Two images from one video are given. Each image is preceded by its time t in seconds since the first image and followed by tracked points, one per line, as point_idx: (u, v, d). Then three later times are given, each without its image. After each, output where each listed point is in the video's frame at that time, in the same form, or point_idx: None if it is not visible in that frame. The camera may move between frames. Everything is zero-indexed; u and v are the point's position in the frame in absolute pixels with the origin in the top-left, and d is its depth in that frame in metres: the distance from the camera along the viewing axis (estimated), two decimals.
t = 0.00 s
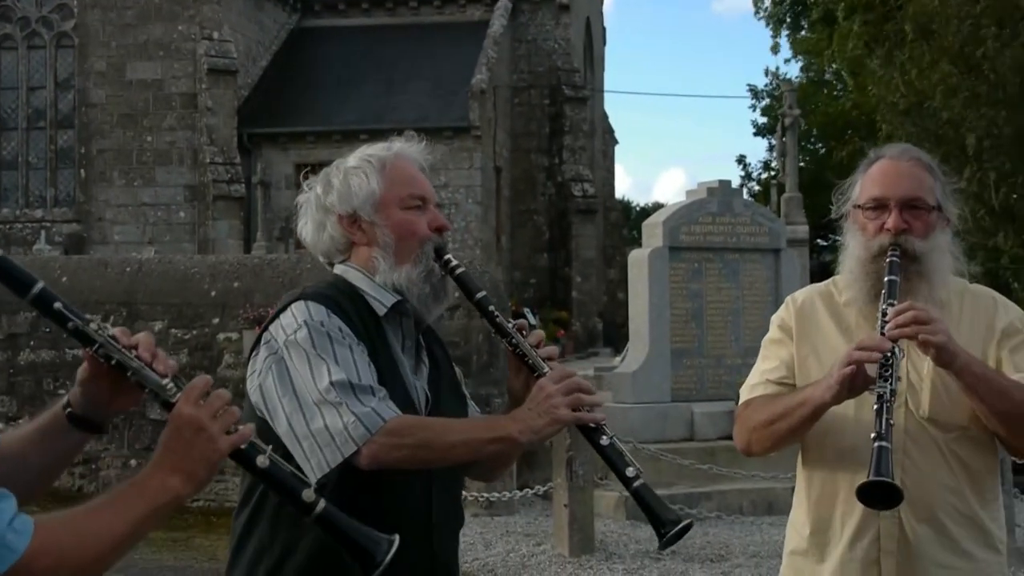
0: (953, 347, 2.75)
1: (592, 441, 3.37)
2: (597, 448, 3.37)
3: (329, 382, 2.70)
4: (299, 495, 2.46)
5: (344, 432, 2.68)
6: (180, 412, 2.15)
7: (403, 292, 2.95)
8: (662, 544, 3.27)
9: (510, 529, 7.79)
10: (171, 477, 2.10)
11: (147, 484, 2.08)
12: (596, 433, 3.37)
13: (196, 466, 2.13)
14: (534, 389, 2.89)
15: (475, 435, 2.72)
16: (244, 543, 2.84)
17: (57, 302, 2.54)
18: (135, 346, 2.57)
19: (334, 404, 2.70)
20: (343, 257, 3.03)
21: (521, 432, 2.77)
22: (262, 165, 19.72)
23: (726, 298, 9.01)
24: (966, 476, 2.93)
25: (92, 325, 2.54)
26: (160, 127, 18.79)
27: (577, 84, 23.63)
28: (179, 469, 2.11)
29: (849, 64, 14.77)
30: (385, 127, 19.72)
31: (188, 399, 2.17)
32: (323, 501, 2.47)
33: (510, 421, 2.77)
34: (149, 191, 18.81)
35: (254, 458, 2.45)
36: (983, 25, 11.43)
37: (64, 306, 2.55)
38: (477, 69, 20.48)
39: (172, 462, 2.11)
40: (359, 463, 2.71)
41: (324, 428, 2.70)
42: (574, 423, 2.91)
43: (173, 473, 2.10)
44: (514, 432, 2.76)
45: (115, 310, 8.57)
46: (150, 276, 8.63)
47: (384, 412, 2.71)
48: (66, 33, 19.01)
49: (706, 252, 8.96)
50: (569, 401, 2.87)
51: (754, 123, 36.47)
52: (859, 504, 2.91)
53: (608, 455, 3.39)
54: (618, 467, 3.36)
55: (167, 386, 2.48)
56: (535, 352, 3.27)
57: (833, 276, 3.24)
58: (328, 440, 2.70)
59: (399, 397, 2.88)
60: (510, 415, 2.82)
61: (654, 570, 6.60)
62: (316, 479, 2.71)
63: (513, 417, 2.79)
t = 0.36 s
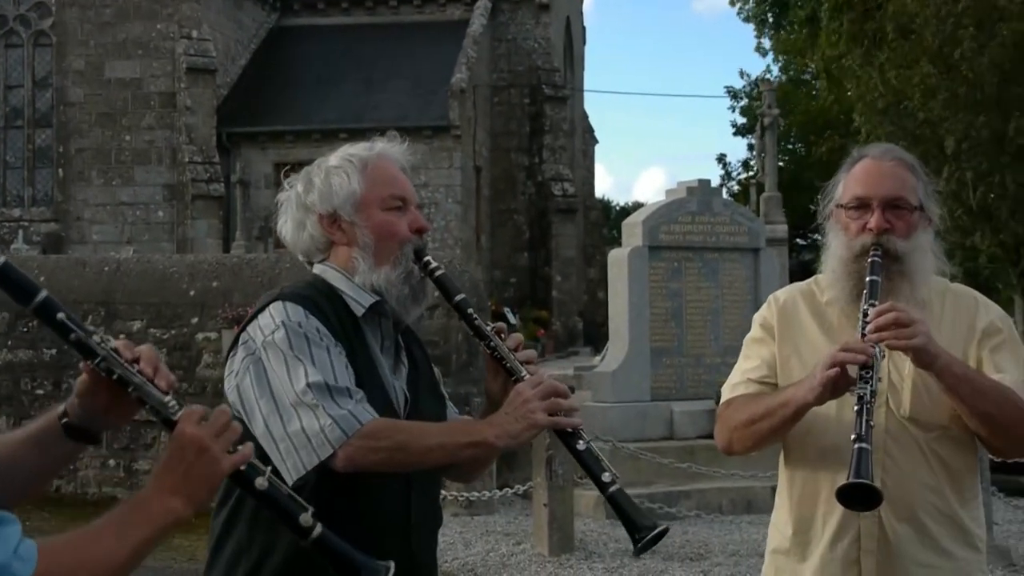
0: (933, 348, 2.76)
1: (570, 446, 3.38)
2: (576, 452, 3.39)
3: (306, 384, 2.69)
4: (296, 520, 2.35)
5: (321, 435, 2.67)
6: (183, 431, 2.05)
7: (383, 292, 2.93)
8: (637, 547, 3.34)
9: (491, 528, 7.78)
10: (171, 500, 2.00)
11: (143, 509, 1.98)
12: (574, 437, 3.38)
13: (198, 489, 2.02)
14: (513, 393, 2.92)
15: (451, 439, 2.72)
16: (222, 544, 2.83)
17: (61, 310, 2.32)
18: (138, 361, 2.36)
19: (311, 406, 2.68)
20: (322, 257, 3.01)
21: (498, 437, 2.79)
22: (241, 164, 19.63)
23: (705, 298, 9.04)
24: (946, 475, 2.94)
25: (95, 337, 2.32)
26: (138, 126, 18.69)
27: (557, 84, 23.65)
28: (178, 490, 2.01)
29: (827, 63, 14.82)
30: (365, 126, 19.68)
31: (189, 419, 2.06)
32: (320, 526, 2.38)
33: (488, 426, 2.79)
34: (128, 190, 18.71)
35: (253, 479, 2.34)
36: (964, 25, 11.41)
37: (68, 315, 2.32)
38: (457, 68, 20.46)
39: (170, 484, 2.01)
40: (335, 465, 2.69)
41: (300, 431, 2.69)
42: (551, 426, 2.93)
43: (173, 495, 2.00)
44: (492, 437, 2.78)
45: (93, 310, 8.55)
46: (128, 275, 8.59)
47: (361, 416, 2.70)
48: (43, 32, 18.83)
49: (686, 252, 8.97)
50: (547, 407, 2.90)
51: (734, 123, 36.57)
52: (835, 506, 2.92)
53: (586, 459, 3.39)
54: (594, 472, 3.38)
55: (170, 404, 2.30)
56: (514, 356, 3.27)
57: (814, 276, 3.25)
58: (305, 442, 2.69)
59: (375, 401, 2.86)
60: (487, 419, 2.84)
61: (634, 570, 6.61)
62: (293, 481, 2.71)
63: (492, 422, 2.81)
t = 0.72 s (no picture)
0: (915, 348, 2.78)
1: (531, 458, 3.28)
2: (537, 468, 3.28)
3: (264, 393, 2.64)
4: (288, 521, 2.29)
5: (279, 445, 2.61)
6: (175, 433, 2.01)
7: (351, 294, 2.88)
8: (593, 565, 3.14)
9: (471, 527, 7.78)
10: (163, 502, 1.97)
11: (134, 513, 1.95)
12: (535, 449, 3.28)
13: (190, 491, 1.99)
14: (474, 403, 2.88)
15: (411, 452, 2.67)
16: (202, 545, 2.79)
17: (51, 311, 2.25)
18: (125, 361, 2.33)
19: (270, 415, 2.63)
20: (296, 257, 2.96)
21: (458, 448, 2.73)
22: (221, 163, 19.56)
23: (685, 297, 9.06)
24: (927, 474, 2.96)
25: (84, 337, 2.27)
26: (117, 125, 18.59)
27: (537, 83, 23.66)
28: (170, 493, 1.98)
29: (807, 62, 14.87)
30: (345, 125, 19.64)
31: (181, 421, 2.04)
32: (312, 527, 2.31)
33: (448, 437, 2.74)
34: (107, 189, 18.62)
35: (245, 480, 2.24)
36: (943, 24, 11.48)
37: (57, 316, 2.26)
38: (438, 67, 20.43)
39: (161, 486, 1.97)
40: (291, 478, 2.63)
41: (260, 439, 2.63)
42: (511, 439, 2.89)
43: (164, 498, 1.97)
44: (451, 448, 2.72)
45: (72, 309, 8.54)
46: (106, 274, 8.56)
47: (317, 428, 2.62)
48: (21, 30, 18.66)
49: (666, 250, 8.99)
50: (508, 420, 2.86)
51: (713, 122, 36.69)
52: (819, 506, 2.93)
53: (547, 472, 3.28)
54: (554, 486, 3.24)
55: (160, 403, 2.25)
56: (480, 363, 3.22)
57: (797, 274, 3.27)
58: (264, 452, 2.62)
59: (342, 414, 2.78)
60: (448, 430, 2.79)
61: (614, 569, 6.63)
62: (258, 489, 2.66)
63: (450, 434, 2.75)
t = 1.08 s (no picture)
0: (898, 345, 2.79)
1: (496, 459, 3.17)
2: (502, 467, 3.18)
3: (216, 408, 2.63)
4: (273, 516, 2.27)
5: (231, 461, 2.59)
6: (158, 429, 1.99)
7: (310, 297, 2.82)
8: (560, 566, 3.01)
9: (455, 527, 7.78)
10: (143, 496, 1.94)
11: (114, 505, 1.92)
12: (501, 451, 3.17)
13: (173, 485, 1.96)
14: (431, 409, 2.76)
15: (364, 460, 2.60)
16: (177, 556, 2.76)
17: (31, 306, 2.25)
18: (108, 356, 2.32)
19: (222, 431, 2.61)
20: (260, 258, 2.95)
21: (413, 456, 2.63)
22: (204, 161, 19.51)
23: (669, 296, 9.09)
24: (910, 472, 2.97)
25: (65, 332, 2.25)
26: (100, 123, 18.52)
27: (522, 82, 23.67)
28: (151, 486, 1.95)
29: (790, 62, 14.93)
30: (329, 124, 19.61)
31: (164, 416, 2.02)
32: (297, 522, 2.28)
33: (402, 443, 2.64)
34: (90, 188, 18.54)
35: (229, 475, 2.23)
36: (927, 23, 11.56)
37: (39, 310, 2.25)
38: (422, 66, 20.41)
39: (145, 478, 1.95)
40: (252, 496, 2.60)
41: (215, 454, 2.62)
42: (472, 444, 2.75)
43: (146, 491, 1.94)
44: (406, 455, 2.63)
45: (55, 308, 8.50)
46: (90, 273, 8.53)
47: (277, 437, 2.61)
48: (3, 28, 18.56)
49: (650, 249, 9.00)
50: (466, 424, 2.72)
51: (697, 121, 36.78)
52: (803, 508, 2.94)
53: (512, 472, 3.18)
54: (518, 486, 3.13)
55: (143, 399, 2.19)
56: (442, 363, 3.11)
57: (779, 274, 3.28)
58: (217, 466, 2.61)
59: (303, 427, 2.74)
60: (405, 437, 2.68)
61: (598, 568, 6.65)
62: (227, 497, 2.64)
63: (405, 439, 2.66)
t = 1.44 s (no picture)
0: (882, 344, 2.80)
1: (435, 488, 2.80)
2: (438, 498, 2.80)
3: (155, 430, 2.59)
4: (245, 541, 2.25)
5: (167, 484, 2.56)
6: (128, 448, 2.00)
7: (268, 307, 2.74)
8: None
9: (440, 525, 7.78)
10: (111, 515, 1.95)
11: (83, 522, 1.94)
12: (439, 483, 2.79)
13: (142, 507, 1.97)
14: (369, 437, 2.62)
15: (293, 490, 2.52)
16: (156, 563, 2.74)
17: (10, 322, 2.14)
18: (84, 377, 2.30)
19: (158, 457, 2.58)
20: (230, 263, 2.90)
21: (343, 485, 2.53)
22: (189, 158, 19.46)
23: (654, 294, 9.09)
24: (895, 470, 2.98)
25: (43, 350, 2.20)
26: (85, 120, 18.45)
27: (507, 80, 23.74)
28: (121, 506, 1.95)
29: (776, 62, 15.00)
30: (315, 121, 19.59)
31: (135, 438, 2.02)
32: (268, 551, 2.27)
33: (335, 471, 2.54)
34: (74, 185, 18.45)
35: (200, 501, 2.21)
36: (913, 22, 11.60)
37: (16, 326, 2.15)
38: (408, 63, 20.40)
39: (114, 499, 1.96)
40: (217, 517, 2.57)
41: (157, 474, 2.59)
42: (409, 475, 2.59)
43: (115, 510, 1.95)
44: (339, 485, 2.53)
45: (39, 306, 8.45)
46: (74, 270, 8.50)
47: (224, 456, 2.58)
48: None
49: (636, 247, 9.01)
50: (400, 454, 2.56)
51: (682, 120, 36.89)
52: (784, 506, 2.95)
53: (448, 506, 2.80)
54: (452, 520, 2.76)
55: (117, 418, 2.17)
56: (387, 388, 2.75)
57: (766, 273, 3.28)
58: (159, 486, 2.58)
59: (254, 441, 2.67)
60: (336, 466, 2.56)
61: (583, 566, 6.66)
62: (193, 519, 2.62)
63: (339, 466, 2.56)
